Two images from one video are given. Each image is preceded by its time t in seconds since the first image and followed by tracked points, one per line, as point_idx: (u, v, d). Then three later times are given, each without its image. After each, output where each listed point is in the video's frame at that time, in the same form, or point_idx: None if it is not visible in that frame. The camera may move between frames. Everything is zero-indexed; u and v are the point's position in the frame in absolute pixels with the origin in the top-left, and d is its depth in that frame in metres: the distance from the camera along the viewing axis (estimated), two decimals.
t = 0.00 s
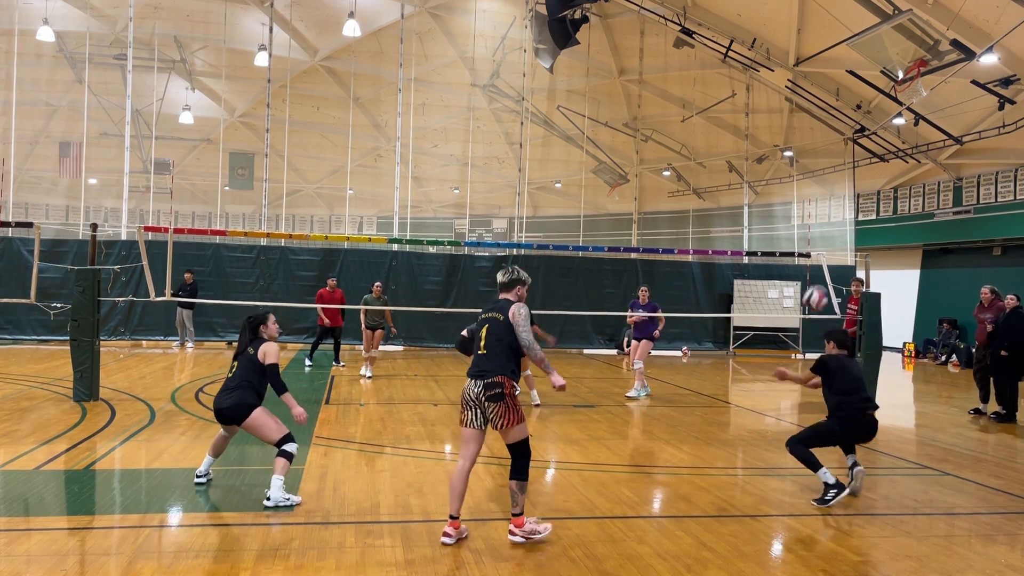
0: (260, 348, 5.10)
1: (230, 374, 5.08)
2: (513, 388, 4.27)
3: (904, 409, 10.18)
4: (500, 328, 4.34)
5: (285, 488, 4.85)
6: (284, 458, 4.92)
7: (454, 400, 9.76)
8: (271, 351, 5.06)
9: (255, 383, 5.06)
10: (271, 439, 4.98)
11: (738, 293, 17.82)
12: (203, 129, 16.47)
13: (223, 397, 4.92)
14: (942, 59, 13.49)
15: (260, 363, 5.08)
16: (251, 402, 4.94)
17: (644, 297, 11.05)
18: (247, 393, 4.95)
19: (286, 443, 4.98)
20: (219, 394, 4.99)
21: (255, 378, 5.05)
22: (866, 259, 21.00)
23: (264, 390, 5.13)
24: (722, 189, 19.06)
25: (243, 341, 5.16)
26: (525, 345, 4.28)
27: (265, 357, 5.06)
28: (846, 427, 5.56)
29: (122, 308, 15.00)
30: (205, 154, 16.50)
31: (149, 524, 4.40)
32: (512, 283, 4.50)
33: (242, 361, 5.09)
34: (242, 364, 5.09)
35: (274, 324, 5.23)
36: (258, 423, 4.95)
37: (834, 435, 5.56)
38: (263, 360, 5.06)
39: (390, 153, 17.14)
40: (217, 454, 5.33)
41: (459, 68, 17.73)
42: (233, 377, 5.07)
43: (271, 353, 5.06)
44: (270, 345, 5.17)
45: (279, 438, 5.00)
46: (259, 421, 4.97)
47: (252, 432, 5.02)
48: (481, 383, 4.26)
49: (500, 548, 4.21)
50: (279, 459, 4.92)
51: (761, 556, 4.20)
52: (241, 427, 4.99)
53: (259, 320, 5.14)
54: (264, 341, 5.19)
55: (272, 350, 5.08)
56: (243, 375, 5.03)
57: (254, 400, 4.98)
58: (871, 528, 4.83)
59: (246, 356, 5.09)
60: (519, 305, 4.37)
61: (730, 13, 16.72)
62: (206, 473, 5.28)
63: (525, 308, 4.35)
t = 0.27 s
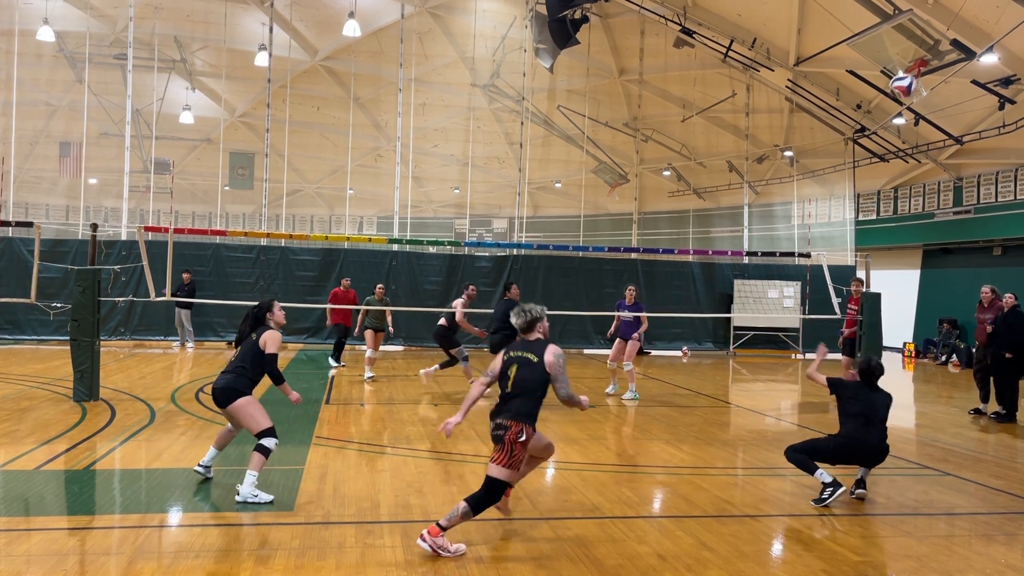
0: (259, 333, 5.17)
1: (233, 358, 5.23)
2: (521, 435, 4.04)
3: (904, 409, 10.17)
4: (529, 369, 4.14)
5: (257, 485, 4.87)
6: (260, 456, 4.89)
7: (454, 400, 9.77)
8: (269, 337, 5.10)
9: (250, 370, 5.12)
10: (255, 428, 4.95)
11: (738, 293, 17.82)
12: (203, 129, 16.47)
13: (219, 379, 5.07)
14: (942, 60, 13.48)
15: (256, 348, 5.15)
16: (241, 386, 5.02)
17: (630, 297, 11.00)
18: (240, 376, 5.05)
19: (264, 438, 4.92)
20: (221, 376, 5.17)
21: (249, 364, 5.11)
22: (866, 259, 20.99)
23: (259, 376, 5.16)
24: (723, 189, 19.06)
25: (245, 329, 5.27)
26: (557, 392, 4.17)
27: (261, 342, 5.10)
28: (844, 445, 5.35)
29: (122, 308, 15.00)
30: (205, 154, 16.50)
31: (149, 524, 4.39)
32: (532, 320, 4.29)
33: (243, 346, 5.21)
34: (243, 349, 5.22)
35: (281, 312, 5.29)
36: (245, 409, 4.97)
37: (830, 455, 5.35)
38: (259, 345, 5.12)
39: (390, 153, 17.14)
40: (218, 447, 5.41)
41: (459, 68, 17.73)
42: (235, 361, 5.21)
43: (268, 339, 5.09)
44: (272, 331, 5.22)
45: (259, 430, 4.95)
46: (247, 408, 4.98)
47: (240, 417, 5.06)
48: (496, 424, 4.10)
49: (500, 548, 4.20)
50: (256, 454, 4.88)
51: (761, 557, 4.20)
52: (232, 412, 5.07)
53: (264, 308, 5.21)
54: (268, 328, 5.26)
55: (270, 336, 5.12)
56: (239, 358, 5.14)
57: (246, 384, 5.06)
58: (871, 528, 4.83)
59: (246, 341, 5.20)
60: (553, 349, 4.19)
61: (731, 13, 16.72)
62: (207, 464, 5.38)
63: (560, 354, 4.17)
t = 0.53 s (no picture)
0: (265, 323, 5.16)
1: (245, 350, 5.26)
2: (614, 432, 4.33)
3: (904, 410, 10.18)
4: (610, 368, 4.42)
5: (256, 477, 5.02)
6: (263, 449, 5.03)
7: (455, 401, 9.79)
8: (270, 326, 5.07)
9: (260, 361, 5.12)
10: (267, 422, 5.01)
11: (738, 294, 17.83)
12: (203, 130, 16.48)
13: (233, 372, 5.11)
14: (942, 60, 13.50)
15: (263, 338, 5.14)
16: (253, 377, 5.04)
17: (620, 297, 10.96)
18: (251, 368, 5.07)
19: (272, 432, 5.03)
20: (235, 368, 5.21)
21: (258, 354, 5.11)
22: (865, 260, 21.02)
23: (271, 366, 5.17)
24: (722, 190, 19.08)
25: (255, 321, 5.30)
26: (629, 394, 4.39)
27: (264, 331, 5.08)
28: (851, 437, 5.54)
29: (122, 309, 15.01)
30: (205, 154, 16.51)
31: (150, 524, 4.41)
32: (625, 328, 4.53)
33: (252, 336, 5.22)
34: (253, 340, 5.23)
35: (286, 300, 5.26)
36: (257, 401, 5.00)
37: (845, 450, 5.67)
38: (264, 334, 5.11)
39: (391, 153, 17.15)
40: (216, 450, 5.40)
41: (459, 69, 17.74)
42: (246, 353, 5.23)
43: (271, 328, 5.07)
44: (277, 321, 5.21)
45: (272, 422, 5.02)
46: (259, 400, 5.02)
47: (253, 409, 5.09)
48: (582, 421, 4.30)
49: (500, 549, 4.22)
50: (261, 447, 5.02)
51: (760, 557, 4.21)
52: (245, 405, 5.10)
53: (271, 297, 5.21)
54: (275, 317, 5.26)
55: (274, 325, 5.10)
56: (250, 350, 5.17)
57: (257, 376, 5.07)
58: (870, 528, 4.85)
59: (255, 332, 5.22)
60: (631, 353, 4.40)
61: (730, 13, 16.73)
62: (207, 468, 5.39)
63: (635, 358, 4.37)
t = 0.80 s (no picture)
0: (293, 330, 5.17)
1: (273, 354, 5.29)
2: (726, 425, 4.57)
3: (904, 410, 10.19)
4: (751, 360, 4.71)
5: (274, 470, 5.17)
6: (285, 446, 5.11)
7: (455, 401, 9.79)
8: (297, 334, 5.09)
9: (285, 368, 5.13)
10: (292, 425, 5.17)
11: (738, 294, 17.83)
12: (203, 130, 16.48)
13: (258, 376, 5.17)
14: (942, 61, 13.50)
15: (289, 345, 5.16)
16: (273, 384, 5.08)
17: (620, 297, 10.88)
18: (273, 375, 5.10)
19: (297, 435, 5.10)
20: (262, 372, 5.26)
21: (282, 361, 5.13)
22: (865, 261, 21.02)
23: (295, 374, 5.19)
24: (722, 190, 19.09)
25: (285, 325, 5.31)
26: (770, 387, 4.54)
27: (291, 338, 5.10)
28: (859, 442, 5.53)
29: (122, 309, 15.02)
30: (205, 154, 16.51)
31: (150, 525, 4.41)
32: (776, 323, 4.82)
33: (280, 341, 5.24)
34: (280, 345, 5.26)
35: (318, 309, 5.23)
36: (275, 409, 5.05)
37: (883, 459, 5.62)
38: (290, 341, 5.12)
39: (391, 153, 17.15)
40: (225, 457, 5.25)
41: (459, 69, 17.74)
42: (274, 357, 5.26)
43: (296, 336, 5.09)
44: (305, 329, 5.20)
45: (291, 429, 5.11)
46: (278, 407, 5.06)
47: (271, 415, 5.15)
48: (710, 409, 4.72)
49: (500, 549, 4.22)
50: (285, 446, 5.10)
51: (760, 557, 4.21)
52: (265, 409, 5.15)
53: (303, 305, 5.19)
54: (304, 324, 5.26)
55: (299, 333, 5.11)
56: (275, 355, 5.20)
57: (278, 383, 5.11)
58: (870, 529, 4.85)
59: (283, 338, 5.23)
60: (777, 346, 4.60)
61: (730, 13, 16.73)
62: (212, 473, 5.24)
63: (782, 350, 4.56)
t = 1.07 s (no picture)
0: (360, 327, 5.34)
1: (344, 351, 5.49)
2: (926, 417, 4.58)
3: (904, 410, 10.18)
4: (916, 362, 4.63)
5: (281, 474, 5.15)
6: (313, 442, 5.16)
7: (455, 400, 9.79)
8: (363, 331, 5.24)
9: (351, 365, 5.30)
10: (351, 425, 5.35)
11: (739, 294, 17.82)
12: (203, 129, 16.47)
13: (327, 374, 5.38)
14: (942, 60, 13.50)
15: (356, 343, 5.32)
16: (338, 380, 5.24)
17: (627, 298, 10.90)
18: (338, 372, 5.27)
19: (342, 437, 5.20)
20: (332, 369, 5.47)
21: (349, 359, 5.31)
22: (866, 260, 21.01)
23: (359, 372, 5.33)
24: (722, 189, 19.08)
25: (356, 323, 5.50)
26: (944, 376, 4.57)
27: (358, 335, 5.26)
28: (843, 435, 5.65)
29: (122, 308, 15.01)
30: (205, 154, 16.51)
31: (149, 524, 4.40)
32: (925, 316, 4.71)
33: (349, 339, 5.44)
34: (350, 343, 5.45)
35: (384, 306, 5.42)
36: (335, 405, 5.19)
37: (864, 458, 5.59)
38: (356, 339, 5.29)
39: (391, 153, 17.15)
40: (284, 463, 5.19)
41: (459, 68, 17.73)
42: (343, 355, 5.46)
43: (362, 334, 5.23)
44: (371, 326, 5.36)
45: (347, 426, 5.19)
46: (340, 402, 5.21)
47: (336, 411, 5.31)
48: (893, 411, 4.55)
49: (500, 548, 4.21)
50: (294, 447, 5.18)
51: (761, 556, 4.20)
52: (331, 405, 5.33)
53: (370, 302, 5.38)
54: (372, 322, 5.42)
55: (365, 330, 5.25)
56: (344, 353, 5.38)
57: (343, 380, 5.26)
58: (871, 528, 4.84)
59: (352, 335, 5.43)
60: (932, 335, 4.56)
61: (731, 13, 16.72)
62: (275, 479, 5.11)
63: (937, 339, 4.50)
